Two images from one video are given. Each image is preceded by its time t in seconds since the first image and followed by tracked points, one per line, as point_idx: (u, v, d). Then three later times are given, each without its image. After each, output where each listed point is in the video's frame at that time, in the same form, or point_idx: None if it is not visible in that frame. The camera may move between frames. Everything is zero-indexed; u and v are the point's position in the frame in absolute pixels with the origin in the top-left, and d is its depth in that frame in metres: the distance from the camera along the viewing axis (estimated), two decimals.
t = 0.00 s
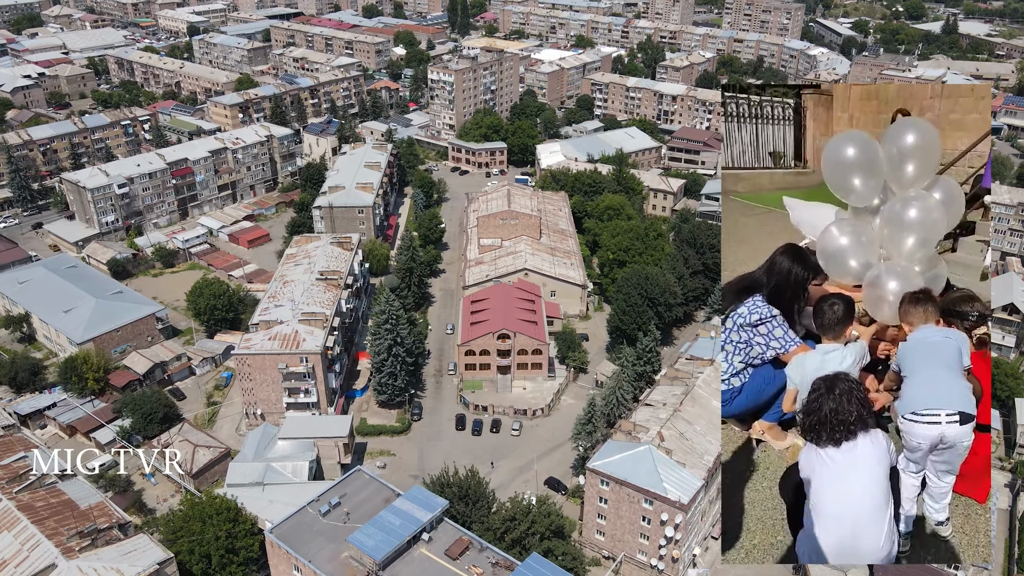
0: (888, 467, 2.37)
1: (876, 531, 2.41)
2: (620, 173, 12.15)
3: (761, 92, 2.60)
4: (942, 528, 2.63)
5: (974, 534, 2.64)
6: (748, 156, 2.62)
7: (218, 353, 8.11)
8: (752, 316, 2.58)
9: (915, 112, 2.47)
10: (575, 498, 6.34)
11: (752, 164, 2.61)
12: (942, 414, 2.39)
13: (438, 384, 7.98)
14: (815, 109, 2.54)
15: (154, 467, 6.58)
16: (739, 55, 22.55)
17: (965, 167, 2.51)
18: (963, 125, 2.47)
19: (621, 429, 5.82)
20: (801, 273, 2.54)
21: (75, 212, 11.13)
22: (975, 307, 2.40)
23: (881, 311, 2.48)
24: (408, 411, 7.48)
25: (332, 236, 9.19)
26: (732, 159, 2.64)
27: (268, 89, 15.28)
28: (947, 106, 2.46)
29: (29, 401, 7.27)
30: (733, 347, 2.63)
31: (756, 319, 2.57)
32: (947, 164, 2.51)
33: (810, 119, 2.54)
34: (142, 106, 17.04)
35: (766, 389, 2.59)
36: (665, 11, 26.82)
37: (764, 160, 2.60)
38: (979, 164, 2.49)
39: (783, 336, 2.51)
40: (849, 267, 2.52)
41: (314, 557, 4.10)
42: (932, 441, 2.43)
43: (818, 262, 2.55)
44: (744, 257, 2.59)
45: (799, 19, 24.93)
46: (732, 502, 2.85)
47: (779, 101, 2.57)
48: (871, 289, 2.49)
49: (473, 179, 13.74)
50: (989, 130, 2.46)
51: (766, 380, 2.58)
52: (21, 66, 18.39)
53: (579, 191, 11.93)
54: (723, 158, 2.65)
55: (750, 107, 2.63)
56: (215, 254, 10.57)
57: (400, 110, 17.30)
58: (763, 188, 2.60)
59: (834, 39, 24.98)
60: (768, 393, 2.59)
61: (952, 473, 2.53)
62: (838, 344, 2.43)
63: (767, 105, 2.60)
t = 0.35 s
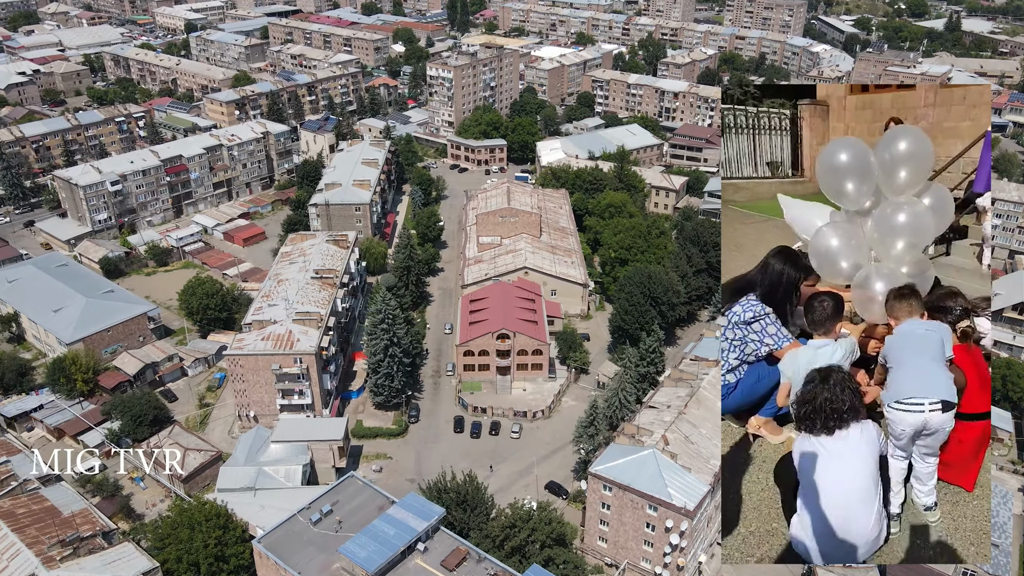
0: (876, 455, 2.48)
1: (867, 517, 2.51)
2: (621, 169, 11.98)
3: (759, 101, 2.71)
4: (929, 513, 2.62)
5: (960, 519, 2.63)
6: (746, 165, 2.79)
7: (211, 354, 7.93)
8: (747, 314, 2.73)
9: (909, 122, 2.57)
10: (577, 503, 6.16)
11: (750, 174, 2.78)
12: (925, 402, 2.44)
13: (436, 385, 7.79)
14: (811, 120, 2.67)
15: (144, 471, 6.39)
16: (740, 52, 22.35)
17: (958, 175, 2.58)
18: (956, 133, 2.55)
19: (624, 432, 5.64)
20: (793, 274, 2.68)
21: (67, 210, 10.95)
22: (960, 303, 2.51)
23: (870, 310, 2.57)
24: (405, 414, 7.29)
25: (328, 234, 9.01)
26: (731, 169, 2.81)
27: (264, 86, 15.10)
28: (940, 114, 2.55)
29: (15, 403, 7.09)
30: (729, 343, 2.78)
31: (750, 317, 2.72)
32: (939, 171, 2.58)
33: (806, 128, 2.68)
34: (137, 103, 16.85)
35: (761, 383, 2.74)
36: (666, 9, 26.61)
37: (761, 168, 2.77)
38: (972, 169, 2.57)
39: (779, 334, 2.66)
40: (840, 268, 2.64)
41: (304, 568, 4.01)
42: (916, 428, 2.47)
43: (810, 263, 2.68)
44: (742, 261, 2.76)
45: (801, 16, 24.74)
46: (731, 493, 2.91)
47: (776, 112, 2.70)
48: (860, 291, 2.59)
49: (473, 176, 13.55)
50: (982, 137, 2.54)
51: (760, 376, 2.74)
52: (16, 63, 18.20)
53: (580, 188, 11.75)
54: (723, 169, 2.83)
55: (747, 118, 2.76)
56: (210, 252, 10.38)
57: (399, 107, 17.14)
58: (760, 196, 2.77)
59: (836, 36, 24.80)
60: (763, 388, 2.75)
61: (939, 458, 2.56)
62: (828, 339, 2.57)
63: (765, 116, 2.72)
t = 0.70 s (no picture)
0: (862, 451, 2.22)
1: (857, 508, 2.25)
2: (623, 167, 11.78)
3: (754, 111, 2.40)
4: (918, 508, 2.31)
5: (948, 513, 2.32)
6: (738, 176, 2.48)
7: (203, 355, 7.74)
8: (742, 320, 2.46)
9: (897, 133, 2.32)
10: (579, 508, 5.98)
11: (741, 186, 2.48)
12: (907, 401, 2.17)
13: (434, 387, 7.59)
14: (806, 131, 2.38)
15: (133, 477, 6.20)
16: (742, 49, 22.17)
17: (949, 184, 2.32)
18: (948, 142, 2.29)
19: (627, 437, 5.45)
20: (784, 279, 2.41)
21: (58, 208, 10.77)
22: (944, 306, 2.23)
23: (862, 313, 2.31)
24: (402, 416, 7.09)
25: (323, 232, 8.82)
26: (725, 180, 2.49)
27: (261, 82, 14.90)
28: (931, 123, 2.29)
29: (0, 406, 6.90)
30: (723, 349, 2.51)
31: (745, 323, 2.45)
32: (925, 178, 2.32)
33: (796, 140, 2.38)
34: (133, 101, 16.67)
35: (756, 387, 2.46)
36: (668, 7, 26.43)
37: (755, 180, 2.46)
38: (963, 178, 2.30)
39: (771, 336, 2.40)
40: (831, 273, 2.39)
41: None
42: (898, 425, 2.19)
43: (800, 269, 2.43)
44: (736, 269, 2.48)
45: (803, 14, 24.61)
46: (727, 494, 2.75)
47: (770, 123, 2.38)
48: (850, 293, 2.33)
49: (472, 174, 13.36)
50: (973, 144, 2.28)
51: (754, 381, 2.45)
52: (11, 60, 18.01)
53: (582, 186, 11.56)
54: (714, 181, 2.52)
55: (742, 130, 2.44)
56: (204, 251, 10.18)
57: (398, 105, 16.96)
58: (756, 208, 2.47)
59: (838, 34, 24.63)
60: (758, 392, 2.46)
61: (926, 453, 2.27)
62: (821, 341, 2.31)
63: (758, 127, 2.40)
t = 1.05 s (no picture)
0: (855, 450, 2.39)
1: (847, 506, 2.41)
2: (625, 165, 11.63)
3: (746, 122, 2.48)
4: (910, 504, 2.43)
5: (939, 508, 2.43)
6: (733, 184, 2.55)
7: (195, 355, 7.57)
8: (738, 320, 2.59)
9: (887, 142, 2.42)
10: (580, 514, 5.80)
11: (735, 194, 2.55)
12: (900, 401, 2.29)
13: (431, 388, 7.42)
14: (798, 142, 2.46)
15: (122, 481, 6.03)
16: (744, 48, 21.95)
17: (937, 190, 2.42)
18: (937, 150, 2.39)
19: (631, 440, 5.27)
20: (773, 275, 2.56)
21: (51, 206, 10.62)
22: (931, 311, 2.36)
23: (853, 318, 2.42)
24: (399, 418, 6.92)
25: (319, 231, 8.66)
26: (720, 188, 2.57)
27: (259, 79, 14.73)
28: (921, 132, 2.38)
29: None
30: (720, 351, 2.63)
31: (742, 324, 2.58)
32: (915, 187, 2.42)
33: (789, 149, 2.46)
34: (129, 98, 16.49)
35: (752, 392, 2.57)
36: (669, 5, 26.22)
37: (750, 189, 2.53)
38: (952, 184, 2.40)
39: (767, 339, 2.53)
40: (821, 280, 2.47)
41: None
42: (890, 425, 2.32)
43: (794, 280, 2.51)
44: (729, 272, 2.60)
45: (805, 12, 24.39)
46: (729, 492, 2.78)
47: (763, 133, 2.47)
48: (841, 300, 2.44)
49: (472, 172, 13.19)
50: (961, 152, 2.37)
51: (752, 384, 2.57)
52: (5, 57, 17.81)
53: (583, 184, 11.39)
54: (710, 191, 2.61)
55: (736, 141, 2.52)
56: (198, 250, 10.01)
57: (396, 102, 16.77)
58: (750, 217, 2.56)
59: (841, 32, 24.43)
60: (755, 396, 2.57)
61: (918, 451, 2.38)
62: (815, 345, 2.44)
63: (753, 137, 2.48)
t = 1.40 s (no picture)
0: (856, 444, 2.26)
1: (849, 497, 2.29)
2: (626, 162, 11.47)
3: (742, 128, 2.47)
4: (909, 495, 2.33)
5: (936, 499, 2.34)
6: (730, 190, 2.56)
7: (188, 355, 7.41)
8: (739, 316, 2.54)
9: (883, 147, 2.33)
10: (581, 519, 5.64)
11: (734, 200, 2.55)
12: (902, 393, 2.20)
13: (429, 388, 7.26)
14: (793, 147, 2.42)
15: (110, 484, 5.88)
16: (746, 45, 21.76)
17: (932, 194, 2.33)
18: (931, 152, 2.30)
19: (634, 443, 5.09)
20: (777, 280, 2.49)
21: (43, 203, 10.45)
22: (930, 307, 2.26)
23: (851, 315, 2.34)
24: (396, 420, 6.76)
25: (315, 228, 8.48)
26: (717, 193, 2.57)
27: (256, 77, 14.58)
28: (915, 136, 2.30)
29: None
30: (724, 347, 2.59)
31: (743, 321, 2.53)
32: (910, 189, 2.33)
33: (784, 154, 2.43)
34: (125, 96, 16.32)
35: (756, 388, 2.52)
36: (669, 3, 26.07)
37: (746, 195, 2.53)
38: (945, 187, 2.31)
39: (772, 336, 2.46)
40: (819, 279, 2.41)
41: None
42: (893, 417, 2.22)
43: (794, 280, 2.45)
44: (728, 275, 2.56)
45: (807, 9, 24.24)
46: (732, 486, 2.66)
47: (758, 139, 2.45)
48: (840, 296, 2.36)
49: (471, 170, 13.02)
50: (954, 155, 2.29)
51: (756, 380, 2.52)
52: None
53: (584, 181, 11.23)
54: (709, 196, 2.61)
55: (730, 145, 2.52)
56: (193, 248, 9.84)
57: (395, 100, 16.60)
58: (747, 222, 2.54)
59: (843, 30, 24.26)
60: (758, 392, 2.52)
61: (918, 444, 2.29)
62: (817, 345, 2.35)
63: (748, 143, 2.47)
